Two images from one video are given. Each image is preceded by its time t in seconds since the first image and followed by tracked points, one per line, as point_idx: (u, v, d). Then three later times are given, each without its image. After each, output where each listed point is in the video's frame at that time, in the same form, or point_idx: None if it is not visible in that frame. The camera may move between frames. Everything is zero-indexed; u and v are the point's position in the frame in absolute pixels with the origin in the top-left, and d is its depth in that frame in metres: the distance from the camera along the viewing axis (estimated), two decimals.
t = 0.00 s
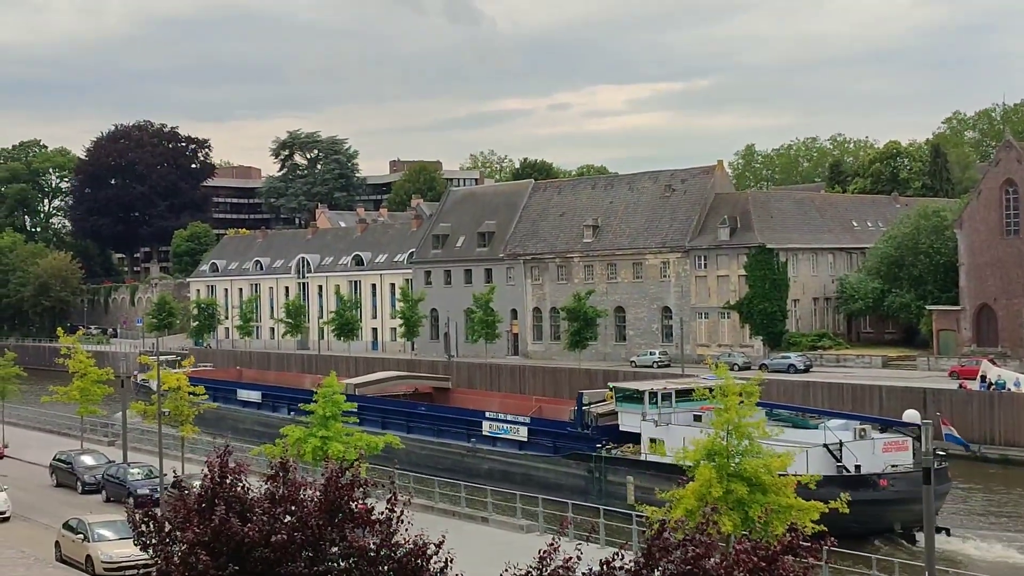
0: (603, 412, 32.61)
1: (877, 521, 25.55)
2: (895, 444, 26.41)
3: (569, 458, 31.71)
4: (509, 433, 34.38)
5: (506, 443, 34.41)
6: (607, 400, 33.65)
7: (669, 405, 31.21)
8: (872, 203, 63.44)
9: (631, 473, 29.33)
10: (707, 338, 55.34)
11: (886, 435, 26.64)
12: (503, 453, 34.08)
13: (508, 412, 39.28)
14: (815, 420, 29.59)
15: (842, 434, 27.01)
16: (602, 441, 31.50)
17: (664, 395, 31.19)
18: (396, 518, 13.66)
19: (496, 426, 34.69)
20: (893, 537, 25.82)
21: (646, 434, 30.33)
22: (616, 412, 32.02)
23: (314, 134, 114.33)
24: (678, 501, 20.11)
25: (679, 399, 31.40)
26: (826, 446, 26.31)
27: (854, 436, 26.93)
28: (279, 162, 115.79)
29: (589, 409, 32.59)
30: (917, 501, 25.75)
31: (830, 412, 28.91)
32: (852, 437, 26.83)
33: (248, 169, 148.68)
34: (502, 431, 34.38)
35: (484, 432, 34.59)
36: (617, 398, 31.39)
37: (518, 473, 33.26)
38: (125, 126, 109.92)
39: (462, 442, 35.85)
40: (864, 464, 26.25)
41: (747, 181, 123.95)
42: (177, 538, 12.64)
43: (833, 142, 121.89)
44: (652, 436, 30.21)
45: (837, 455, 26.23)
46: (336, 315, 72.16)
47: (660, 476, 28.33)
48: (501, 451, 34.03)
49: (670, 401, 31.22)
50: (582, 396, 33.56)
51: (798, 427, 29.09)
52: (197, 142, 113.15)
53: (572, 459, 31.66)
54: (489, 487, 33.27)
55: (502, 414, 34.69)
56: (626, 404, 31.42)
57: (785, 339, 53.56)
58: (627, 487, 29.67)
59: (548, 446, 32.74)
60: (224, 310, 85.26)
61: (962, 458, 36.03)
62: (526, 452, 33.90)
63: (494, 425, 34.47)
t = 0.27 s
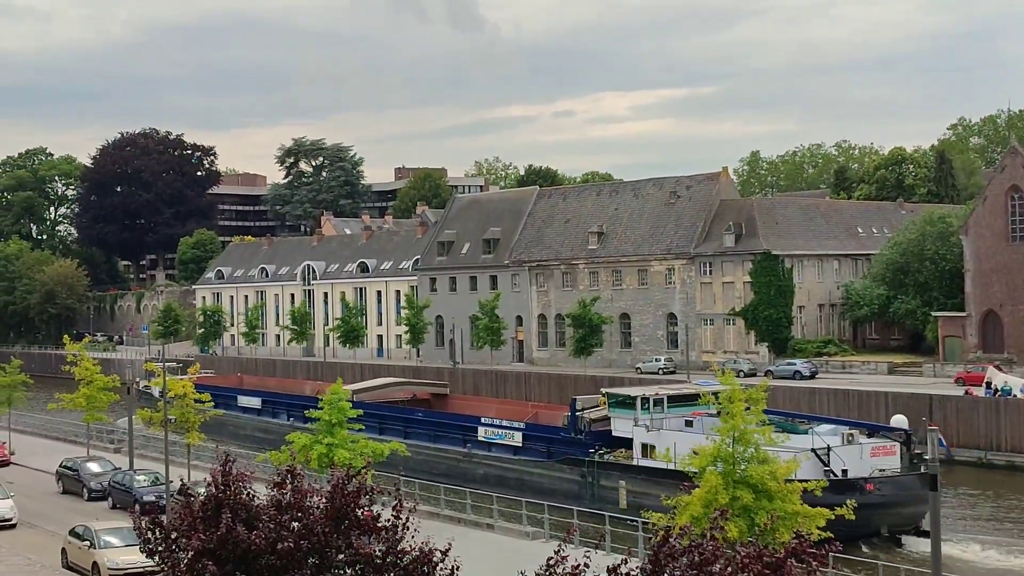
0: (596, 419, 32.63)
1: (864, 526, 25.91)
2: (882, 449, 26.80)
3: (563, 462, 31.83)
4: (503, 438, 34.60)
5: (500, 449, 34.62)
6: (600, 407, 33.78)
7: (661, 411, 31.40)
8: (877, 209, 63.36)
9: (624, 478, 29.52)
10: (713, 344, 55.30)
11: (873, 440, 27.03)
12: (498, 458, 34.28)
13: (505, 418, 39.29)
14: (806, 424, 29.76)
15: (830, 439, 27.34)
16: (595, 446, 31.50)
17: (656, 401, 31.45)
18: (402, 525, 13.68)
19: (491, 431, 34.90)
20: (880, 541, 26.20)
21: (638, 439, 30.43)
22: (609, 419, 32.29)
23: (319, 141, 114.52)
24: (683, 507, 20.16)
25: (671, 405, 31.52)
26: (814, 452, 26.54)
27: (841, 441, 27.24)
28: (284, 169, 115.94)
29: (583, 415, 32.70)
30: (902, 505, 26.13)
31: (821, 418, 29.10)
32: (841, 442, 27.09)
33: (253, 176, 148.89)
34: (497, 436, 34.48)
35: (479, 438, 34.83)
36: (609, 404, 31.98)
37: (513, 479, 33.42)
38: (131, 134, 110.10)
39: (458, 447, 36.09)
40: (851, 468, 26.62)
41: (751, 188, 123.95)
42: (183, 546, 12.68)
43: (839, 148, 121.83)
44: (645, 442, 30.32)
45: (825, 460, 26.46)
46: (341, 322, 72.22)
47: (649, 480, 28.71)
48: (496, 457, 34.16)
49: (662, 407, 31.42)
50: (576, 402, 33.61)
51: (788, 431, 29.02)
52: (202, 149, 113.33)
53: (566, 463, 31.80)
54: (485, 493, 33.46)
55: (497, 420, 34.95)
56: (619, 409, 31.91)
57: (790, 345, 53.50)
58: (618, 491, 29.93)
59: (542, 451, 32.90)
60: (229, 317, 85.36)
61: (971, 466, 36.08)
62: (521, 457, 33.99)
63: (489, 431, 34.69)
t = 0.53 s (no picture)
0: (588, 422, 33.00)
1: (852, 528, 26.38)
2: (869, 451, 27.72)
3: (556, 465, 32.21)
4: (497, 441, 35.03)
5: (494, 451, 35.04)
6: (593, 409, 34.22)
7: (652, 415, 31.86)
8: (881, 213, 63.30)
9: (615, 479, 29.97)
10: (717, 348, 55.23)
11: (860, 443, 27.97)
12: (492, 461, 34.69)
13: (501, 422, 39.48)
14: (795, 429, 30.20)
15: (817, 442, 28.30)
16: (588, 449, 31.98)
17: (647, 404, 31.91)
18: (406, 530, 13.67)
19: (486, 435, 35.33)
20: (868, 542, 26.69)
21: (629, 442, 30.56)
22: (601, 422, 32.64)
23: (323, 146, 114.70)
24: (687, 512, 20.14)
25: (662, 409, 31.97)
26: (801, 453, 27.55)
27: (829, 443, 28.23)
28: (288, 174, 116.08)
29: (575, 418, 33.10)
30: (888, 506, 26.56)
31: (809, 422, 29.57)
32: (827, 445, 28.11)
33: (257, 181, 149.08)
34: (491, 440, 34.93)
35: (473, 440, 35.25)
36: (601, 407, 32.38)
37: (507, 481, 33.73)
38: (135, 138, 110.21)
39: (453, 450, 36.48)
40: (838, 469, 27.58)
41: (756, 192, 123.84)
42: (187, 552, 12.66)
43: (843, 152, 121.77)
44: (635, 444, 30.47)
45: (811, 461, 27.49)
46: (345, 326, 72.24)
47: (639, 482, 29.15)
48: (490, 460, 34.52)
49: (653, 410, 31.85)
50: (568, 406, 34.01)
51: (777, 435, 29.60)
52: (207, 154, 113.48)
53: (559, 465, 32.19)
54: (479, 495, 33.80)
55: (491, 423, 35.39)
56: (610, 412, 32.19)
57: (795, 349, 53.46)
58: (610, 493, 30.32)
59: (535, 454, 33.33)
60: (234, 321, 85.42)
61: (975, 470, 36.01)
62: (514, 460, 34.43)
63: (484, 433, 35.13)
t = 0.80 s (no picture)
0: (580, 423, 33.43)
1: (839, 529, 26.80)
2: (856, 452, 27.82)
3: (548, 465, 32.65)
4: (492, 442, 35.50)
5: (489, 452, 35.52)
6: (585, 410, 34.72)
7: (643, 416, 32.14)
8: (885, 215, 63.24)
9: (606, 480, 30.48)
10: (721, 350, 55.14)
11: (847, 443, 28.04)
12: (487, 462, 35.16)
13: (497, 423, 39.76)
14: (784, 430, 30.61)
15: (804, 442, 28.39)
16: (580, 449, 32.45)
17: (638, 405, 32.20)
18: (410, 532, 13.65)
19: (480, 435, 35.82)
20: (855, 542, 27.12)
21: (620, 443, 31.05)
22: (593, 422, 33.00)
23: (327, 147, 114.77)
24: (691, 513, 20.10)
25: (653, 410, 32.27)
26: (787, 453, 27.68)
27: (816, 443, 28.27)
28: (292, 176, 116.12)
29: (568, 418, 33.57)
30: (877, 505, 26.87)
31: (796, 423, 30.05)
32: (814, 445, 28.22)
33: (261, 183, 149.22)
34: (486, 440, 35.41)
35: (468, 441, 35.72)
36: (594, 408, 32.69)
37: (501, 481, 34.11)
38: (139, 140, 110.27)
39: (448, 450, 36.96)
40: (825, 470, 27.66)
41: (759, 194, 123.83)
42: (191, 553, 12.65)
43: (847, 154, 121.73)
44: (627, 445, 30.89)
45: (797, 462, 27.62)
46: (349, 328, 72.29)
47: (630, 482, 29.71)
48: (484, 460, 35.00)
49: (645, 411, 32.16)
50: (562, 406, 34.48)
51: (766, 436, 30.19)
52: (211, 156, 113.53)
53: (552, 466, 32.57)
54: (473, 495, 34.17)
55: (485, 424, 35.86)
56: (602, 413, 32.48)
57: (798, 351, 53.40)
58: (601, 493, 30.79)
59: (528, 454, 33.82)
60: (238, 323, 85.48)
61: (980, 472, 35.95)
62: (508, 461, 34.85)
63: (478, 434, 35.60)
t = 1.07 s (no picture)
0: (574, 421, 34.12)
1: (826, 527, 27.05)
2: (844, 450, 27.84)
3: (543, 463, 33.12)
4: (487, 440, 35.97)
5: (484, 450, 36.01)
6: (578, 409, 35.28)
7: (635, 414, 32.87)
8: (890, 215, 63.15)
9: (599, 477, 30.83)
10: (726, 350, 55.09)
11: (834, 441, 28.07)
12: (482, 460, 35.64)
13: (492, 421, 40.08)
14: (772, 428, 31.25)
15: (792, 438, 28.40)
16: (573, 447, 32.99)
17: (630, 403, 32.97)
18: (416, 531, 13.64)
19: (475, 434, 36.30)
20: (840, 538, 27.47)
21: (612, 440, 31.63)
22: (586, 420, 33.75)
23: (332, 147, 114.86)
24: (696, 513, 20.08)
25: (645, 408, 33.01)
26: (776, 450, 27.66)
27: (804, 441, 28.30)
28: (297, 175, 116.15)
29: (561, 418, 34.19)
30: (864, 502, 27.14)
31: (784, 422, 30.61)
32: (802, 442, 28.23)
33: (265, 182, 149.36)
34: (481, 438, 35.91)
35: (464, 439, 36.19)
36: (587, 407, 33.53)
37: (495, 479, 34.46)
38: (144, 139, 110.33)
39: (444, 448, 37.50)
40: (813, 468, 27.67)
41: (764, 193, 123.71)
42: (196, 553, 12.66)
43: (852, 153, 121.62)
44: (618, 443, 31.50)
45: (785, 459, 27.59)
46: (353, 327, 72.32)
47: (622, 479, 30.03)
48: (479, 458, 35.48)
49: (637, 409, 32.89)
50: (555, 405, 35.10)
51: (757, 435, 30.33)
52: (216, 155, 113.61)
53: (545, 464, 32.97)
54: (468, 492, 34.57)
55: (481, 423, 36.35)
56: (595, 412, 33.43)
57: (803, 351, 53.33)
58: (593, 490, 31.12)
59: (522, 452, 34.33)
60: (243, 322, 85.55)
61: (985, 472, 35.85)
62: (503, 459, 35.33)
63: (473, 433, 36.07)
